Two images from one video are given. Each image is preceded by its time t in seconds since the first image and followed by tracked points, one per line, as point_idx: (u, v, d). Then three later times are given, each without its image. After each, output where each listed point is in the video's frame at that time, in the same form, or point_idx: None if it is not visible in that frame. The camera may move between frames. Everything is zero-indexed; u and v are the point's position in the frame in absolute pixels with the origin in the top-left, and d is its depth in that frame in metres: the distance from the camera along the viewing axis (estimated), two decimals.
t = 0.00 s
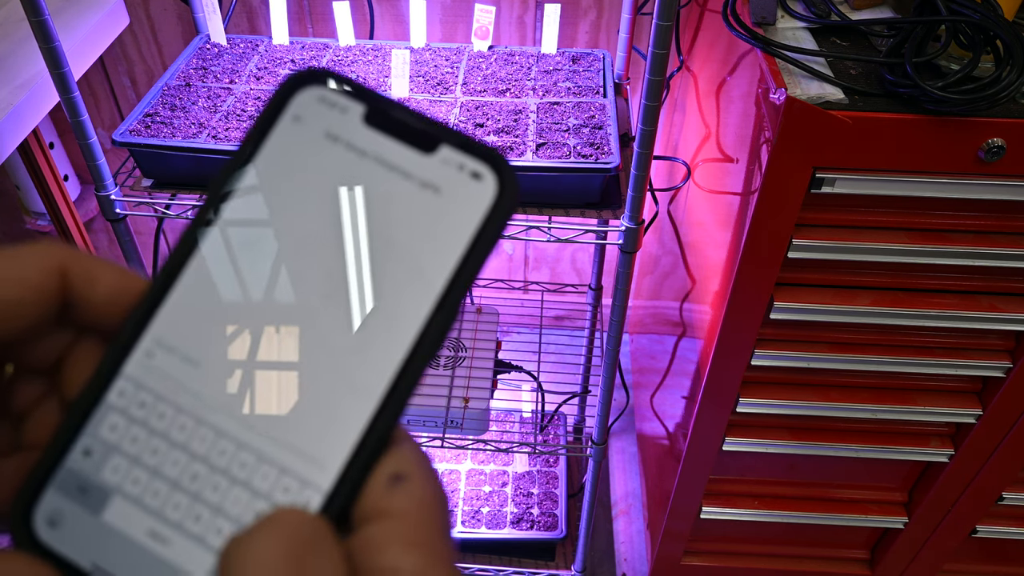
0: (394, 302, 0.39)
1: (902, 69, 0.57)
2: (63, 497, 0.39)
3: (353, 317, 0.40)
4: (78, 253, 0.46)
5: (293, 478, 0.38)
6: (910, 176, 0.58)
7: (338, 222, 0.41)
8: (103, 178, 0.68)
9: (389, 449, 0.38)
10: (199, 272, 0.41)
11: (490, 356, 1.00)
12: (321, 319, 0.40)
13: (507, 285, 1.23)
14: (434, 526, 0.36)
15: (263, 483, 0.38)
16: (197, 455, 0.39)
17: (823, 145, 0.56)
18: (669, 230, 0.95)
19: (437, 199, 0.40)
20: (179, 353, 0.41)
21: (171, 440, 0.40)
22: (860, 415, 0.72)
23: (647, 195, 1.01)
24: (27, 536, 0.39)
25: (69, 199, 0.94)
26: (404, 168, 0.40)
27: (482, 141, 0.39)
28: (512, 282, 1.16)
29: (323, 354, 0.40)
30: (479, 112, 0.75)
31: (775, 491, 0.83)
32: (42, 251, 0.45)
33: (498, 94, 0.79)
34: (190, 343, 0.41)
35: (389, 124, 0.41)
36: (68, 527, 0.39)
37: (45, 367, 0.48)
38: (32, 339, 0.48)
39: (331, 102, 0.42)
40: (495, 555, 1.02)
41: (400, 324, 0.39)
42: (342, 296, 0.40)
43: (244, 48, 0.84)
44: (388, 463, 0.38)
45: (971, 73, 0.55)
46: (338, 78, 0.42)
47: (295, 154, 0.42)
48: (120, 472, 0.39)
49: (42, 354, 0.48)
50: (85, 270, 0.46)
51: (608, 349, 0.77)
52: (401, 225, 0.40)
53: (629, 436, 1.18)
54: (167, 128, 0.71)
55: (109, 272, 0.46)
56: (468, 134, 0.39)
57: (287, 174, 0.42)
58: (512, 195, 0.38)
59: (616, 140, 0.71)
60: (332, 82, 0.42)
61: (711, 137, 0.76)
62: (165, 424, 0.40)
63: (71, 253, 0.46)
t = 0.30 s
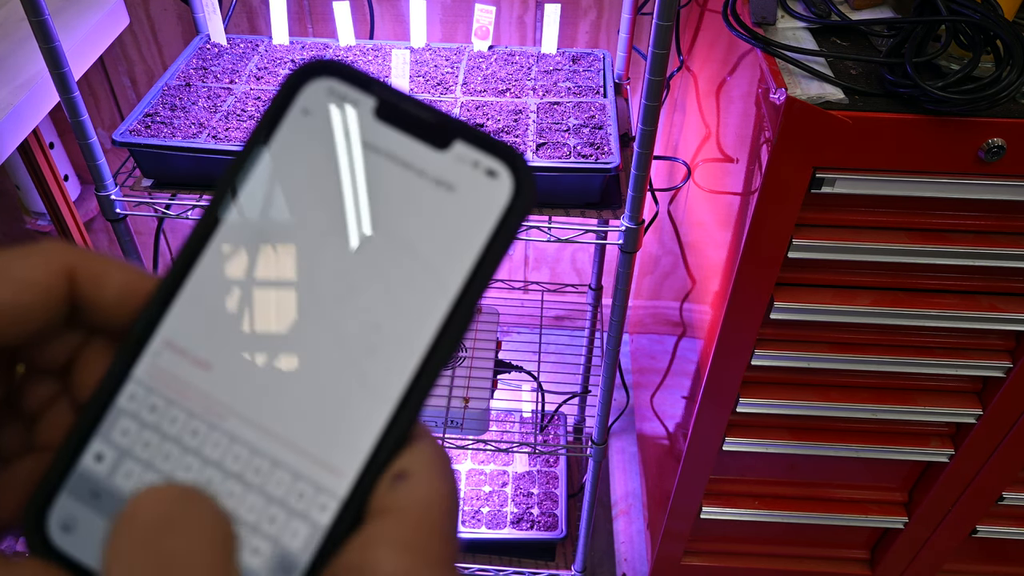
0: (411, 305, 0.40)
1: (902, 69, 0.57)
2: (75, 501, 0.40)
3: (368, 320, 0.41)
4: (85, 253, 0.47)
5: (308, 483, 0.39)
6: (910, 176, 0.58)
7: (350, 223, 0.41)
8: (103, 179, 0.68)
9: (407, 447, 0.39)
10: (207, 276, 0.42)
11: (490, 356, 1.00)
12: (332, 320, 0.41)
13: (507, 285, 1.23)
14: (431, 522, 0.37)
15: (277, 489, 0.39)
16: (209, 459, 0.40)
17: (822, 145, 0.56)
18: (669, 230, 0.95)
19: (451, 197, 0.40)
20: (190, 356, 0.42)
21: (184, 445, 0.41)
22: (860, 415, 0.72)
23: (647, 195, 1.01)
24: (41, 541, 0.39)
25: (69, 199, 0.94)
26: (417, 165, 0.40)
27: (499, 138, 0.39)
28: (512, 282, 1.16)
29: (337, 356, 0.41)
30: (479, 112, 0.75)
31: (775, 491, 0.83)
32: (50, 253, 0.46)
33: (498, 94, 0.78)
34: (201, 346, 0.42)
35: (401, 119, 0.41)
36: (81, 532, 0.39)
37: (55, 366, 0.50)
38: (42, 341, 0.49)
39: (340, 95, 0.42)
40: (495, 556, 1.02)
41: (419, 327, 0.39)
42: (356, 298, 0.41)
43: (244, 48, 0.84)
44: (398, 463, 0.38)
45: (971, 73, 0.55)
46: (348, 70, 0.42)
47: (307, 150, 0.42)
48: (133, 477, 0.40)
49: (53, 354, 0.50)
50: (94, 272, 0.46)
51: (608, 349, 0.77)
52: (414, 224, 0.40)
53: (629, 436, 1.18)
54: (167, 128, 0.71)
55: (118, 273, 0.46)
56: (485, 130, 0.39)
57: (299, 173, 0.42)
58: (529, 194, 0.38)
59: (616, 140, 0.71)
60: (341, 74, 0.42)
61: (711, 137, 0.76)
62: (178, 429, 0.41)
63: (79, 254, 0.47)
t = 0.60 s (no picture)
0: (428, 314, 0.41)
1: (902, 69, 0.57)
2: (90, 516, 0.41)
3: (382, 334, 0.42)
4: (89, 268, 0.47)
5: (327, 496, 0.41)
6: (910, 176, 0.58)
7: (362, 228, 0.43)
8: (103, 179, 0.68)
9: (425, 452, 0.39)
10: (214, 287, 0.43)
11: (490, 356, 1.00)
12: (346, 328, 0.42)
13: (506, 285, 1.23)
14: (432, 532, 0.36)
15: (297, 501, 0.41)
16: (226, 474, 0.42)
17: (823, 145, 0.56)
18: (669, 231, 0.95)
19: (463, 199, 0.41)
20: (201, 368, 0.43)
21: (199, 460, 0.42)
22: (860, 415, 0.72)
23: (647, 195, 1.01)
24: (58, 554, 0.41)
25: (69, 200, 0.94)
26: (429, 170, 0.42)
27: (509, 138, 0.41)
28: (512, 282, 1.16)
29: (352, 365, 0.42)
30: (479, 112, 0.75)
31: (775, 491, 0.82)
32: (53, 269, 0.46)
33: (498, 94, 0.78)
34: (212, 360, 0.44)
35: (411, 123, 0.43)
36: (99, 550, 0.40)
37: (65, 379, 0.50)
38: (53, 355, 0.50)
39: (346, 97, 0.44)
40: (495, 556, 1.02)
41: (435, 337, 0.40)
42: (369, 310, 0.42)
43: (244, 48, 0.84)
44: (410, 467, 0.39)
45: (971, 73, 0.55)
46: (356, 71, 0.44)
47: (313, 148, 0.44)
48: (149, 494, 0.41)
49: (62, 369, 0.50)
50: (100, 284, 0.47)
51: (608, 350, 0.77)
52: (426, 227, 0.42)
53: (629, 436, 1.18)
54: (166, 128, 0.71)
55: (125, 284, 0.48)
56: (497, 131, 0.41)
57: (311, 178, 0.44)
58: (544, 203, 0.39)
59: (616, 140, 0.71)
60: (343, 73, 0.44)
61: (711, 137, 0.76)
62: (192, 444, 0.43)
63: (84, 268, 0.47)
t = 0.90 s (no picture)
0: (431, 315, 0.41)
1: (902, 69, 0.57)
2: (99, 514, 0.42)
3: (385, 335, 0.41)
4: (92, 269, 0.48)
5: (329, 496, 0.41)
6: (910, 176, 0.58)
7: (364, 228, 0.42)
8: (103, 179, 0.68)
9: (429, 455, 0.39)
10: (217, 287, 0.44)
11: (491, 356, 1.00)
12: (348, 330, 0.42)
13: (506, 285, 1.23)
14: (440, 533, 0.36)
15: (300, 502, 0.41)
16: (226, 472, 0.41)
17: (822, 145, 0.56)
18: (669, 231, 0.95)
19: (465, 199, 0.41)
20: (203, 368, 0.44)
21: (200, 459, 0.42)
22: (860, 415, 0.72)
23: (647, 195, 1.01)
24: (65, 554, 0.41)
25: (69, 200, 0.94)
26: (433, 171, 0.42)
27: (513, 139, 0.41)
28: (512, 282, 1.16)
29: (355, 367, 0.42)
30: (479, 112, 0.75)
31: (775, 491, 0.82)
32: (55, 269, 0.47)
33: (498, 94, 0.78)
34: (215, 360, 0.44)
35: (413, 123, 0.42)
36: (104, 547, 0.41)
37: (68, 378, 0.51)
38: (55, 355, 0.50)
39: (347, 97, 0.44)
40: (495, 556, 1.02)
41: (438, 339, 0.40)
42: (370, 309, 0.42)
43: (244, 48, 0.84)
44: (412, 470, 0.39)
45: (971, 73, 0.55)
46: (358, 70, 0.43)
47: (315, 148, 0.44)
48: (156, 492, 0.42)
49: (66, 368, 0.51)
50: (102, 285, 0.47)
51: (608, 349, 0.77)
52: (430, 229, 0.42)
53: (629, 436, 1.18)
54: (167, 128, 0.71)
55: (127, 284, 0.48)
56: (500, 131, 0.41)
57: (314, 179, 0.44)
58: (548, 202, 0.39)
59: (616, 140, 0.71)
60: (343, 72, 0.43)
61: (711, 137, 0.76)
62: (195, 443, 0.42)
63: (86, 267, 0.47)
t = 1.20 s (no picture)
0: (430, 318, 0.43)
1: (902, 69, 0.56)
2: (98, 518, 0.44)
3: (384, 338, 0.43)
4: (92, 274, 0.49)
5: (330, 499, 0.43)
6: (911, 176, 0.58)
7: (365, 231, 0.44)
8: (104, 179, 0.68)
9: (427, 460, 0.42)
10: (217, 293, 0.46)
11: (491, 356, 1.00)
12: (349, 333, 0.44)
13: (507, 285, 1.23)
14: (453, 538, 0.40)
15: (300, 505, 0.42)
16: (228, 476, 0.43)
17: (823, 145, 0.56)
18: (670, 231, 0.95)
19: (465, 202, 0.43)
20: (203, 373, 0.45)
21: (202, 462, 0.44)
22: (861, 416, 0.72)
23: (647, 195, 1.01)
24: (68, 558, 0.43)
25: (69, 200, 0.94)
26: (432, 175, 0.44)
27: (512, 143, 0.42)
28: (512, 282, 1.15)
29: (356, 368, 0.44)
30: (479, 112, 0.75)
31: (776, 491, 0.82)
32: (58, 274, 0.48)
33: (498, 94, 0.78)
34: (215, 364, 0.45)
35: (412, 128, 0.44)
36: (105, 548, 0.43)
37: (69, 383, 0.53)
38: (58, 358, 0.52)
39: (347, 100, 0.45)
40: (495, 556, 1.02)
41: (437, 344, 0.42)
42: (369, 313, 0.44)
43: (244, 48, 0.84)
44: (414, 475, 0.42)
45: (972, 73, 0.55)
46: (357, 75, 0.45)
47: (315, 152, 0.46)
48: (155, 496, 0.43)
49: (68, 371, 0.53)
50: (103, 288, 0.49)
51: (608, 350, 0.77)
52: (430, 232, 0.43)
53: (629, 436, 1.18)
54: (167, 128, 0.71)
55: (126, 288, 0.50)
56: (499, 137, 0.42)
57: (315, 182, 0.45)
58: (545, 210, 0.41)
59: (617, 140, 0.71)
60: (343, 77, 0.45)
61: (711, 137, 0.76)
62: (196, 446, 0.44)
63: (87, 272, 0.49)
